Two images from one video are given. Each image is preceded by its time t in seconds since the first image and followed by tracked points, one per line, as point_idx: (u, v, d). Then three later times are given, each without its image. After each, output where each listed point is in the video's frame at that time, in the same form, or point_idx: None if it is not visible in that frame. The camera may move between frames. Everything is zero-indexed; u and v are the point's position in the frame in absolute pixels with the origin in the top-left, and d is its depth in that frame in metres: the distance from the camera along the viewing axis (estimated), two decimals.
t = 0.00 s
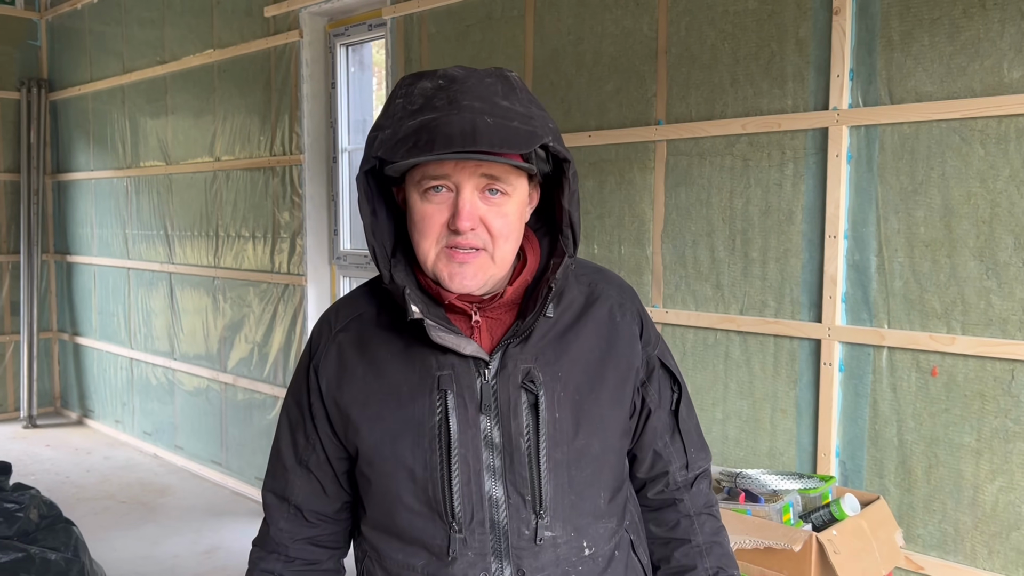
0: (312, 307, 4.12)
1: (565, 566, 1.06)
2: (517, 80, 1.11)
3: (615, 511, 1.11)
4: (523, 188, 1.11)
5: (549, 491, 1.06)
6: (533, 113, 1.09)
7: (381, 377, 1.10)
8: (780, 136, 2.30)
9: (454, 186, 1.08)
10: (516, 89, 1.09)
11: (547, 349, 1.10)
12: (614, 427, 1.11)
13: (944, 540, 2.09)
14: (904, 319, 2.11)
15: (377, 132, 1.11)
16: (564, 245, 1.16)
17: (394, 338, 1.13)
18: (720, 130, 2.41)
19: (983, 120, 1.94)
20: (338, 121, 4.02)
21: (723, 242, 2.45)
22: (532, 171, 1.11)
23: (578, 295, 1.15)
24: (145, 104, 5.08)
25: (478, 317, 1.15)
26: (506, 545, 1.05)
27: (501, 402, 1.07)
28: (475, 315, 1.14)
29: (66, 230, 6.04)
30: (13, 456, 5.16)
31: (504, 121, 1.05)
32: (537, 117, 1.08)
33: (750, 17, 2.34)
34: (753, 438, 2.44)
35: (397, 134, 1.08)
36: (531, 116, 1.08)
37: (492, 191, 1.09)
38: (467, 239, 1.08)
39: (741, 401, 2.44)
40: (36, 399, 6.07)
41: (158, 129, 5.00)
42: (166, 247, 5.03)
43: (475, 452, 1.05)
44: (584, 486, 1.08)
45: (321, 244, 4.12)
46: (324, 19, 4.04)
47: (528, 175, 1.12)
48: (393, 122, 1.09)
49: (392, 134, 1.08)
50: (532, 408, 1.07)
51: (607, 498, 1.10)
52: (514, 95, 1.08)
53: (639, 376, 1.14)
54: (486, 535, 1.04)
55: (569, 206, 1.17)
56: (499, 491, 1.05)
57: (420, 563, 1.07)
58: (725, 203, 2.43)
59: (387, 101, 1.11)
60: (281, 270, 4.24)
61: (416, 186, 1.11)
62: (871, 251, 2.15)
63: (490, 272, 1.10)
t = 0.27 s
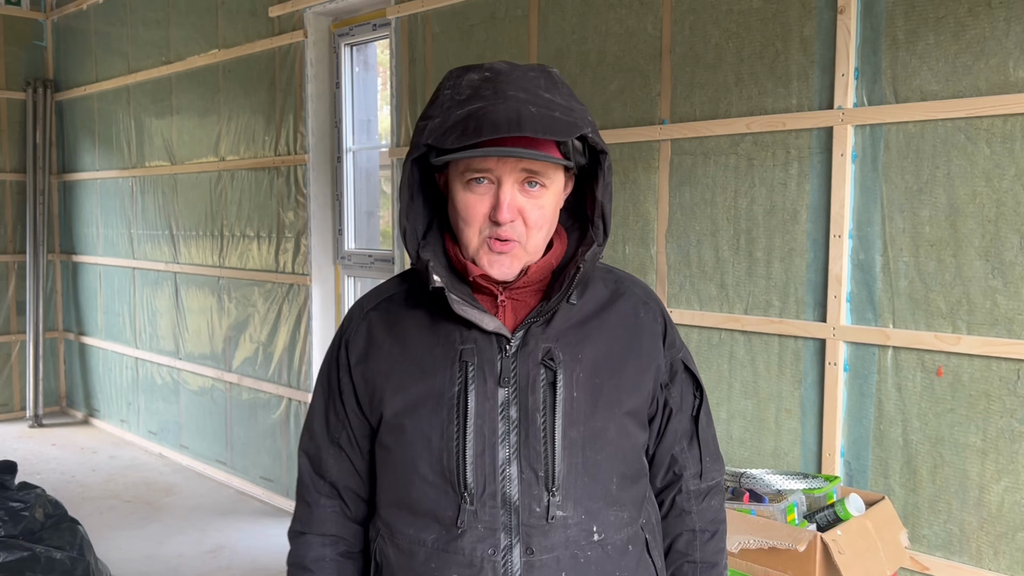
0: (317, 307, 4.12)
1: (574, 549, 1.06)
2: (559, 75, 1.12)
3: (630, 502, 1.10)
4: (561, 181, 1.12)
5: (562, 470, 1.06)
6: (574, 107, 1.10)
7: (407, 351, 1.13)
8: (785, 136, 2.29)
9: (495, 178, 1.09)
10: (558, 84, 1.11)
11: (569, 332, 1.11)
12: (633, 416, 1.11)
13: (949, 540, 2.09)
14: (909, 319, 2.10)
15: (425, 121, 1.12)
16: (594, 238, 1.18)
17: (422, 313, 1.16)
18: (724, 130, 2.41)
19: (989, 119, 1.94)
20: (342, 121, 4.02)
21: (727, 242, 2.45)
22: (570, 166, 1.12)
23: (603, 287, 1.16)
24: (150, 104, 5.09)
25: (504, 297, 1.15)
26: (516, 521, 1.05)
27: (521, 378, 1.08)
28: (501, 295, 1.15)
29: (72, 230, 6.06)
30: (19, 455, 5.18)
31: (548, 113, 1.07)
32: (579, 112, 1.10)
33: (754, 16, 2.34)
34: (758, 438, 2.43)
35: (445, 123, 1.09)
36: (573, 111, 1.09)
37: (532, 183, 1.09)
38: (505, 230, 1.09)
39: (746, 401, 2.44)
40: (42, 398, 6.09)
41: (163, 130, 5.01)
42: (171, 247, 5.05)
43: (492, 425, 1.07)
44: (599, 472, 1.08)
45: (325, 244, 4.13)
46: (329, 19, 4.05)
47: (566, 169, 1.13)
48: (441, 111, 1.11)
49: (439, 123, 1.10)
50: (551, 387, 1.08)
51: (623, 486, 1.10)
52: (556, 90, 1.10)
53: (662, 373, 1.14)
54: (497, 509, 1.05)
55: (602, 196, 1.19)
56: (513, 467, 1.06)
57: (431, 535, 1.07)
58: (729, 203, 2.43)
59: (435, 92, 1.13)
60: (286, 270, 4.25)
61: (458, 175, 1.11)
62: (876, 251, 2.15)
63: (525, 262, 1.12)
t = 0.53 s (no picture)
0: (323, 307, 4.13)
1: (605, 545, 1.06)
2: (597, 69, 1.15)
3: (665, 501, 1.10)
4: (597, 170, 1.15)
5: (594, 466, 1.07)
6: (611, 99, 1.13)
7: (447, 346, 1.16)
8: (792, 135, 2.29)
9: (532, 165, 1.13)
10: (596, 78, 1.14)
11: (604, 330, 1.12)
12: (668, 415, 1.11)
13: (956, 541, 2.08)
14: (916, 319, 2.10)
15: (467, 116, 1.17)
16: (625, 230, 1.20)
17: (463, 309, 1.20)
18: (731, 129, 2.40)
19: (996, 119, 1.93)
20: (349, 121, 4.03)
21: (734, 241, 2.44)
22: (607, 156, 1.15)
23: (640, 287, 1.17)
24: (157, 104, 5.11)
25: (541, 294, 1.17)
26: (548, 514, 1.07)
27: (555, 375, 1.10)
28: (538, 292, 1.16)
29: (80, 230, 6.08)
30: (27, 454, 5.21)
31: (584, 102, 1.10)
32: (615, 102, 1.13)
33: (761, 16, 2.34)
34: (764, 438, 2.43)
35: (486, 115, 1.14)
36: (609, 101, 1.12)
37: (568, 170, 1.12)
38: (542, 215, 1.12)
39: (752, 401, 2.43)
40: (49, 397, 6.12)
41: (170, 130, 5.03)
42: (178, 247, 5.06)
43: (526, 420, 1.09)
44: (634, 470, 1.09)
45: (331, 243, 4.14)
46: (336, 20, 4.06)
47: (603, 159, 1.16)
48: (483, 105, 1.15)
49: (481, 115, 1.15)
50: (584, 383, 1.09)
51: (657, 485, 1.10)
52: (594, 83, 1.13)
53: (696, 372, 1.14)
54: (530, 502, 1.07)
55: (634, 190, 1.22)
56: (546, 461, 1.08)
57: (465, 526, 1.10)
58: (736, 202, 2.43)
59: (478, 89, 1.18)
60: (292, 270, 4.26)
61: (498, 165, 1.16)
62: (883, 250, 2.14)
63: (563, 249, 1.14)
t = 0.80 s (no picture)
0: (328, 307, 4.14)
1: (621, 555, 1.07)
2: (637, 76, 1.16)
3: (682, 514, 1.11)
4: (634, 173, 1.15)
5: (616, 477, 1.08)
6: (651, 104, 1.13)
7: (478, 346, 1.17)
8: (796, 136, 2.28)
9: (569, 165, 1.13)
10: (637, 84, 1.14)
11: (632, 342, 1.12)
12: (692, 429, 1.11)
13: (961, 543, 2.07)
14: (921, 320, 2.10)
15: (508, 114, 1.18)
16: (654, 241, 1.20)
17: (494, 309, 1.20)
18: (735, 130, 2.40)
19: (1001, 120, 1.93)
20: (354, 122, 4.05)
21: (738, 242, 2.44)
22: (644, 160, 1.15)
23: (669, 300, 1.17)
24: (164, 105, 5.13)
25: (573, 303, 1.18)
26: (567, 522, 1.07)
27: (582, 384, 1.10)
28: (570, 301, 1.17)
29: (87, 230, 6.11)
30: (34, 454, 5.23)
31: (624, 105, 1.10)
32: (654, 108, 1.13)
33: (765, 16, 2.34)
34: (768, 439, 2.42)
35: (527, 114, 1.14)
36: (648, 106, 1.13)
37: (604, 172, 1.13)
38: (576, 215, 1.12)
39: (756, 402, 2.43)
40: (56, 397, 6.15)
41: (177, 131, 5.05)
42: (184, 247, 5.08)
43: (551, 427, 1.09)
44: (655, 482, 1.09)
45: (337, 244, 4.15)
46: (341, 21, 4.07)
47: (640, 164, 1.16)
48: (524, 104, 1.16)
49: (522, 114, 1.15)
50: (610, 395, 1.10)
51: (676, 499, 1.10)
52: (634, 89, 1.14)
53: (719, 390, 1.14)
54: (549, 509, 1.08)
55: (667, 196, 1.21)
56: (568, 469, 1.08)
57: (483, 527, 1.11)
58: (740, 203, 2.43)
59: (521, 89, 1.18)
60: (298, 270, 4.27)
61: (536, 165, 1.17)
62: (887, 251, 2.14)
63: (598, 250, 1.14)
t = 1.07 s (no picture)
0: (335, 307, 4.16)
1: (630, 564, 1.08)
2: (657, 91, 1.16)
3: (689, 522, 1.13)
4: (651, 188, 1.15)
5: (627, 487, 1.09)
6: (672, 119, 1.14)
7: (489, 354, 1.17)
8: (803, 136, 2.28)
9: (587, 177, 1.12)
10: (657, 99, 1.15)
11: (643, 353, 1.13)
12: (701, 440, 1.13)
13: (968, 544, 2.07)
14: (928, 320, 2.09)
15: (527, 123, 1.16)
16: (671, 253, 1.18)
17: (504, 317, 1.19)
18: (742, 130, 2.40)
19: (1009, 119, 1.92)
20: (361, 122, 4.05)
21: (745, 242, 2.44)
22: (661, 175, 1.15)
23: (678, 312, 1.18)
24: (172, 105, 5.15)
25: (585, 313, 1.18)
26: (577, 531, 1.08)
27: (594, 395, 1.11)
28: (582, 311, 1.17)
29: (96, 230, 6.14)
30: (44, 453, 5.26)
31: (648, 120, 1.10)
32: (674, 123, 1.13)
33: (772, 16, 2.33)
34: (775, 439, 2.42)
35: (547, 123, 1.13)
36: (669, 122, 1.13)
37: (623, 185, 1.12)
38: (593, 227, 1.11)
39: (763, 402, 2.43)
40: (65, 396, 6.19)
41: (185, 131, 5.07)
42: (192, 247, 5.10)
43: (563, 436, 1.09)
44: (664, 492, 1.11)
45: (344, 244, 4.16)
46: (348, 21, 4.08)
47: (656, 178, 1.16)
48: (544, 113, 1.14)
49: (542, 123, 1.13)
50: (622, 406, 1.11)
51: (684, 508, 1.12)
52: (655, 104, 1.14)
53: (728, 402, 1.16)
54: (560, 518, 1.08)
55: (685, 212, 1.21)
56: (579, 478, 1.09)
57: (491, 534, 1.11)
58: (747, 203, 2.42)
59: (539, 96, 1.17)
60: (305, 270, 4.29)
61: (552, 175, 1.15)
62: (894, 251, 2.14)
63: (613, 263, 1.13)
